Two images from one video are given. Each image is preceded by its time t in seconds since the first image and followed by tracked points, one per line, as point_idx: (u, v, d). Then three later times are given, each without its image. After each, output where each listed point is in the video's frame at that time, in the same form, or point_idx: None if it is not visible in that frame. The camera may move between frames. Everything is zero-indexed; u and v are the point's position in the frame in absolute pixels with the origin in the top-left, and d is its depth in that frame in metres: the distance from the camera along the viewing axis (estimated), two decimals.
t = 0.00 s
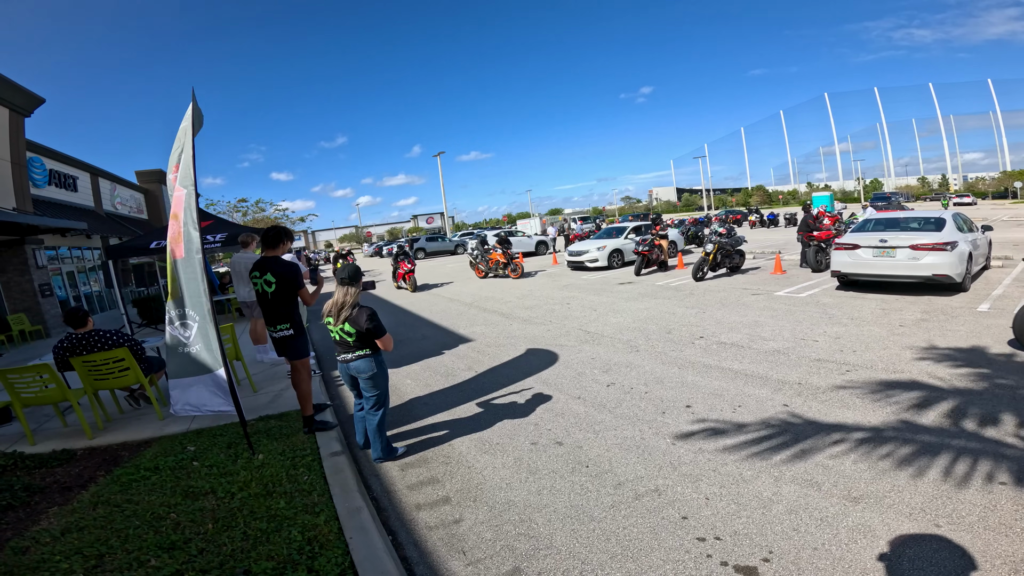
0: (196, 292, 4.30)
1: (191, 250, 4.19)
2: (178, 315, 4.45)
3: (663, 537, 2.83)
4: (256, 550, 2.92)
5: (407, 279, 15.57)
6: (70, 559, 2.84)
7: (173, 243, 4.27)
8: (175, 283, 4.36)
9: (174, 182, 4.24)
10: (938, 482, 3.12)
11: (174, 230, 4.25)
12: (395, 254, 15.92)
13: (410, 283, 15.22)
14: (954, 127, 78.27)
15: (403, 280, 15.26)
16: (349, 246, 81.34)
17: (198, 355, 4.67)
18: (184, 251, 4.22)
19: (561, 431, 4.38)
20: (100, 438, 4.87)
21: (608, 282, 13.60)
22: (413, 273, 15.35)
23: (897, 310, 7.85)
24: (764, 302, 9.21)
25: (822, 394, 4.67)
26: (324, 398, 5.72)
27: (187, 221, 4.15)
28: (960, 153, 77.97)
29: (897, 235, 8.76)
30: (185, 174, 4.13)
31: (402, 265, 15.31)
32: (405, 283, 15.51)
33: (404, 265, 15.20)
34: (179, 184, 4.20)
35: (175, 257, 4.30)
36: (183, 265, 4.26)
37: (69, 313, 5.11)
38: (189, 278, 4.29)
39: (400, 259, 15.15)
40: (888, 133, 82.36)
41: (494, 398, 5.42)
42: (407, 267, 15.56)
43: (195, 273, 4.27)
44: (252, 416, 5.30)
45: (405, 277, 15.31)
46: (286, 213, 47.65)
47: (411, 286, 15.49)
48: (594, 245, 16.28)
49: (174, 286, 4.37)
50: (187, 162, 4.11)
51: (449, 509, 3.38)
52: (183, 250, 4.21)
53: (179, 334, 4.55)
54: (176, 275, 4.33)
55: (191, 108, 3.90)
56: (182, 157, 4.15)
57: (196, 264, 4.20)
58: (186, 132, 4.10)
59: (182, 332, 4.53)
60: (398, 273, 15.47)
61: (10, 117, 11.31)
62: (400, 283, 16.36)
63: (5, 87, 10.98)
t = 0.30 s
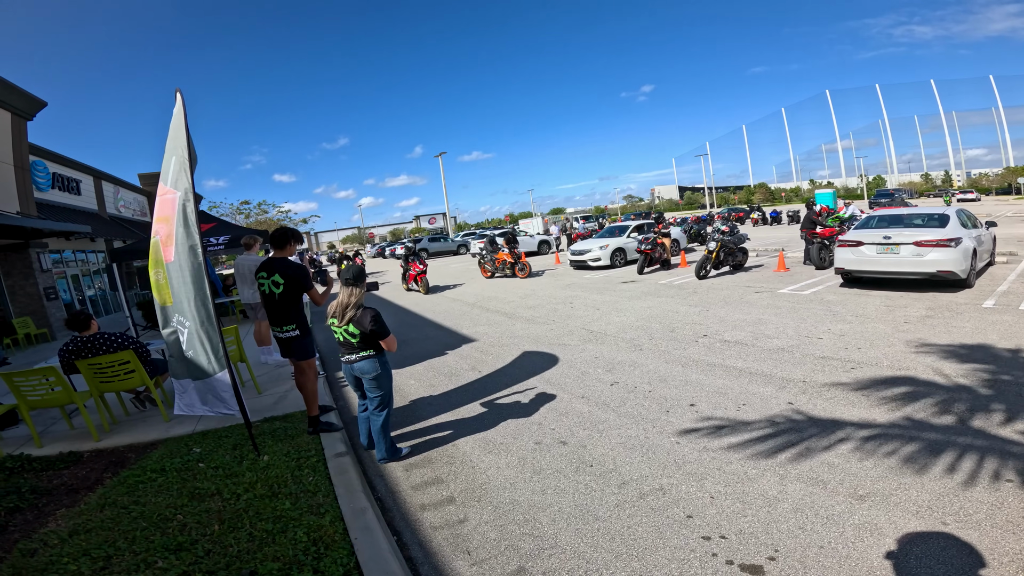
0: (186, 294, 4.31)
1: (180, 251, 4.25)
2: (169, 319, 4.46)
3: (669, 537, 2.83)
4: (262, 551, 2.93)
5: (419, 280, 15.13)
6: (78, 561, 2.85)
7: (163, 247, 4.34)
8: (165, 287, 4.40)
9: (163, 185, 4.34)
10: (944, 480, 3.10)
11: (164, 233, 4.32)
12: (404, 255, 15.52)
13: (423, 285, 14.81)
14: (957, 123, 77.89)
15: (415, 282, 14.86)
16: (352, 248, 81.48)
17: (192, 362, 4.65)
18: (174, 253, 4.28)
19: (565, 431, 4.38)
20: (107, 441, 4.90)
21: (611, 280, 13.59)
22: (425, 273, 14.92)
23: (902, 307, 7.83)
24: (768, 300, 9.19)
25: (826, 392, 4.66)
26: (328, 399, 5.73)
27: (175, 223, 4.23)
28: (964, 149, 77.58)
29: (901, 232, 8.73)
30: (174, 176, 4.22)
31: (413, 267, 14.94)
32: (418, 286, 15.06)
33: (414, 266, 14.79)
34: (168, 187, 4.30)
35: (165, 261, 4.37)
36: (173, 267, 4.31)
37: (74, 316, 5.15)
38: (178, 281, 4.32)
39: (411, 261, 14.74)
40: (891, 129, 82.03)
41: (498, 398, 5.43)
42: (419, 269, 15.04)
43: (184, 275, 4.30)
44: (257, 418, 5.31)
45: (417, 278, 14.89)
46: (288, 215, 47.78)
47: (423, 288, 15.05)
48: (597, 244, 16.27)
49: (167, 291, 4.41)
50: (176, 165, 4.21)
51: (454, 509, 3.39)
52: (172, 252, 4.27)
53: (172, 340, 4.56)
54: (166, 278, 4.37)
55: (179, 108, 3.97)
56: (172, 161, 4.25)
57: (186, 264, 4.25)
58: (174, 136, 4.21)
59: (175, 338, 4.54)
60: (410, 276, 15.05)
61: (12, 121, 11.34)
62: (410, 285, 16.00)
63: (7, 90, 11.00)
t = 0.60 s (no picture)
0: (190, 298, 4.32)
1: (184, 255, 4.27)
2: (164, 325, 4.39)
3: (671, 539, 2.82)
4: (264, 554, 2.93)
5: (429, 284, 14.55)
6: (79, 564, 2.85)
7: (159, 251, 4.28)
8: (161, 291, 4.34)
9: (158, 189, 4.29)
10: (947, 481, 3.09)
11: (160, 237, 4.27)
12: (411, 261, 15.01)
13: (433, 289, 14.22)
14: (957, 124, 77.89)
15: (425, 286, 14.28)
16: (353, 251, 81.59)
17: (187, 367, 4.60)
18: (175, 257, 4.26)
19: (567, 434, 4.37)
20: (108, 444, 4.89)
21: (612, 283, 13.59)
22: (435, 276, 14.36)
23: (904, 308, 7.82)
24: (769, 302, 9.18)
25: (829, 394, 4.65)
26: (330, 402, 5.73)
27: (178, 227, 4.23)
28: (964, 150, 77.53)
29: (902, 233, 8.72)
30: (174, 180, 4.21)
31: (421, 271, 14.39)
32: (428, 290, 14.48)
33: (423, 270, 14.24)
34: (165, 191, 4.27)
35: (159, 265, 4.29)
36: (172, 271, 4.28)
37: (76, 320, 5.16)
38: (180, 284, 4.31)
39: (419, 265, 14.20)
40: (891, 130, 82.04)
41: (499, 401, 5.42)
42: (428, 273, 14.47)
43: (187, 279, 4.31)
44: (259, 421, 5.31)
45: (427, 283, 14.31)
46: (289, 219, 47.87)
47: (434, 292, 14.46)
48: (598, 246, 16.27)
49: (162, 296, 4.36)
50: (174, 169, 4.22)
51: (455, 512, 3.38)
52: (173, 256, 4.26)
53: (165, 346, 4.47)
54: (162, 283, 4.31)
55: (183, 112, 4.01)
56: (169, 165, 4.25)
57: (192, 269, 4.27)
58: (172, 140, 4.22)
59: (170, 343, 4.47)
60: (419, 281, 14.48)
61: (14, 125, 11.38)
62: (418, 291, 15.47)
63: (9, 95, 11.05)
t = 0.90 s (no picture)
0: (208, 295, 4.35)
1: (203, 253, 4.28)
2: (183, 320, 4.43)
3: (674, 540, 2.81)
4: (268, 551, 2.94)
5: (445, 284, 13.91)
6: (85, 560, 2.87)
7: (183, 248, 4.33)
8: (181, 288, 4.37)
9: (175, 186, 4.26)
10: (954, 484, 3.06)
11: (187, 235, 4.34)
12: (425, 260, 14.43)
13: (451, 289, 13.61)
14: (969, 125, 77.07)
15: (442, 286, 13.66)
16: (359, 250, 81.90)
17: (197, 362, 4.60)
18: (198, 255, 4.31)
19: (571, 433, 4.37)
20: (116, 441, 4.93)
21: (619, 283, 13.56)
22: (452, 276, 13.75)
23: (913, 310, 7.74)
24: (777, 302, 9.12)
25: (835, 395, 4.62)
26: (336, 400, 5.74)
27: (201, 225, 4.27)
28: (976, 151, 76.69)
29: (912, 234, 8.64)
30: (196, 178, 4.24)
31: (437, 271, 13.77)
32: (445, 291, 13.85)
33: (440, 270, 13.62)
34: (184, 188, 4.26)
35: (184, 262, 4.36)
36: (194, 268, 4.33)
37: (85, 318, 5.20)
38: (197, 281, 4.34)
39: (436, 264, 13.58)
40: (902, 130, 81.28)
41: (504, 400, 5.42)
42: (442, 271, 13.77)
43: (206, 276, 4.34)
44: (265, 418, 5.33)
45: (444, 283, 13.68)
46: (297, 217, 48.22)
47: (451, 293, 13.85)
48: (604, 246, 16.24)
49: (182, 292, 4.38)
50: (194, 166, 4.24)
51: (459, 511, 3.38)
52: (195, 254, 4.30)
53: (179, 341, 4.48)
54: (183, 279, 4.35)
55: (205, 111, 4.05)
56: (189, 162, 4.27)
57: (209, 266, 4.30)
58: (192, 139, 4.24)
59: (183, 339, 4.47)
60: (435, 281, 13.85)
61: (25, 123, 11.49)
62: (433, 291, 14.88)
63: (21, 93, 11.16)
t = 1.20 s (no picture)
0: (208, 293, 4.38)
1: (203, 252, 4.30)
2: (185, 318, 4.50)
3: (678, 541, 2.79)
4: (271, 550, 2.95)
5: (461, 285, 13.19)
6: (90, 558, 2.89)
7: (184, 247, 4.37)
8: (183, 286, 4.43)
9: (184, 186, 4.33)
10: (961, 486, 3.03)
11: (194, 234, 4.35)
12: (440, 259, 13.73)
13: (467, 290, 12.88)
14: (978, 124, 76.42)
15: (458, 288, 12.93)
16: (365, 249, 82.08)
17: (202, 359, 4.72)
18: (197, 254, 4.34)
19: (575, 433, 4.35)
20: (122, 438, 4.96)
21: (624, 282, 13.52)
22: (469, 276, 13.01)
23: (921, 311, 7.68)
24: (783, 303, 9.08)
25: (842, 396, 4.58)
26: (340, 399, 5.75)
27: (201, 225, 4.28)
28: (985, 150, 76.02)
29: (920, 235, 8.57)
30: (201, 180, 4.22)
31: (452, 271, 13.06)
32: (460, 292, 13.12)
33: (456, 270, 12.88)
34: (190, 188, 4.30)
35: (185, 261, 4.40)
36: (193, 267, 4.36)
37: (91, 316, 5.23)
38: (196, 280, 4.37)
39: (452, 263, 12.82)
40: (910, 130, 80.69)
41: (508, 399, 5.41)
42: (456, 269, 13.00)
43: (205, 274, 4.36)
44: (269, 417, 5.35)
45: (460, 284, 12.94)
46: (302, 216, 48.42)
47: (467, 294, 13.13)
48: (609, 245, 16.21)
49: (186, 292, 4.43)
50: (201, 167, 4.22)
51: (462, 510, 3.38)
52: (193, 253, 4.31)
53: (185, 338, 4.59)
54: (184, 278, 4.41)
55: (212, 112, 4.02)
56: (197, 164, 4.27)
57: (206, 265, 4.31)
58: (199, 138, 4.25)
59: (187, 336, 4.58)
60: (451, 281, 13.14)
61: (33, 123, 11.58)
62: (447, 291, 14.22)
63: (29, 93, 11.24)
